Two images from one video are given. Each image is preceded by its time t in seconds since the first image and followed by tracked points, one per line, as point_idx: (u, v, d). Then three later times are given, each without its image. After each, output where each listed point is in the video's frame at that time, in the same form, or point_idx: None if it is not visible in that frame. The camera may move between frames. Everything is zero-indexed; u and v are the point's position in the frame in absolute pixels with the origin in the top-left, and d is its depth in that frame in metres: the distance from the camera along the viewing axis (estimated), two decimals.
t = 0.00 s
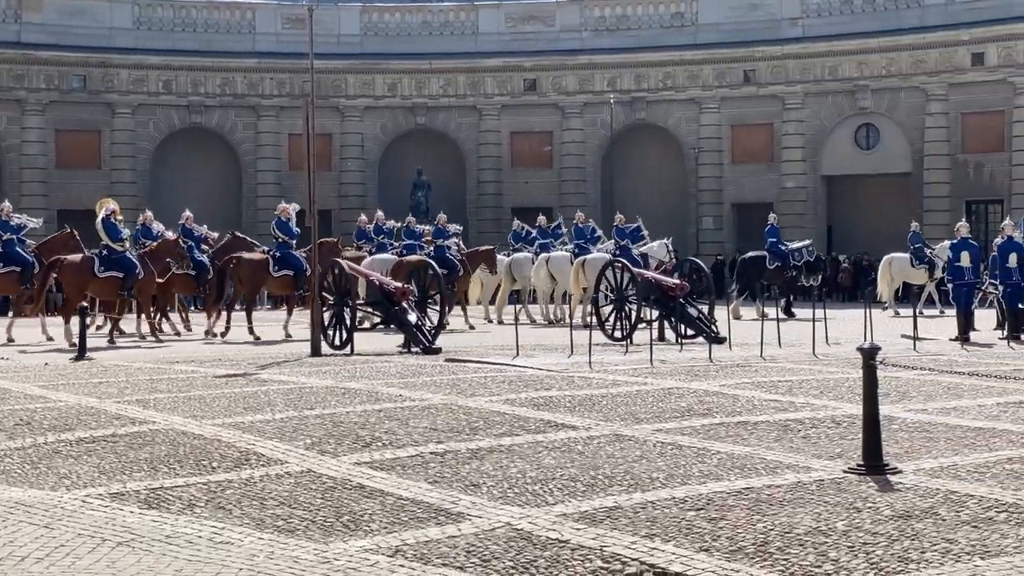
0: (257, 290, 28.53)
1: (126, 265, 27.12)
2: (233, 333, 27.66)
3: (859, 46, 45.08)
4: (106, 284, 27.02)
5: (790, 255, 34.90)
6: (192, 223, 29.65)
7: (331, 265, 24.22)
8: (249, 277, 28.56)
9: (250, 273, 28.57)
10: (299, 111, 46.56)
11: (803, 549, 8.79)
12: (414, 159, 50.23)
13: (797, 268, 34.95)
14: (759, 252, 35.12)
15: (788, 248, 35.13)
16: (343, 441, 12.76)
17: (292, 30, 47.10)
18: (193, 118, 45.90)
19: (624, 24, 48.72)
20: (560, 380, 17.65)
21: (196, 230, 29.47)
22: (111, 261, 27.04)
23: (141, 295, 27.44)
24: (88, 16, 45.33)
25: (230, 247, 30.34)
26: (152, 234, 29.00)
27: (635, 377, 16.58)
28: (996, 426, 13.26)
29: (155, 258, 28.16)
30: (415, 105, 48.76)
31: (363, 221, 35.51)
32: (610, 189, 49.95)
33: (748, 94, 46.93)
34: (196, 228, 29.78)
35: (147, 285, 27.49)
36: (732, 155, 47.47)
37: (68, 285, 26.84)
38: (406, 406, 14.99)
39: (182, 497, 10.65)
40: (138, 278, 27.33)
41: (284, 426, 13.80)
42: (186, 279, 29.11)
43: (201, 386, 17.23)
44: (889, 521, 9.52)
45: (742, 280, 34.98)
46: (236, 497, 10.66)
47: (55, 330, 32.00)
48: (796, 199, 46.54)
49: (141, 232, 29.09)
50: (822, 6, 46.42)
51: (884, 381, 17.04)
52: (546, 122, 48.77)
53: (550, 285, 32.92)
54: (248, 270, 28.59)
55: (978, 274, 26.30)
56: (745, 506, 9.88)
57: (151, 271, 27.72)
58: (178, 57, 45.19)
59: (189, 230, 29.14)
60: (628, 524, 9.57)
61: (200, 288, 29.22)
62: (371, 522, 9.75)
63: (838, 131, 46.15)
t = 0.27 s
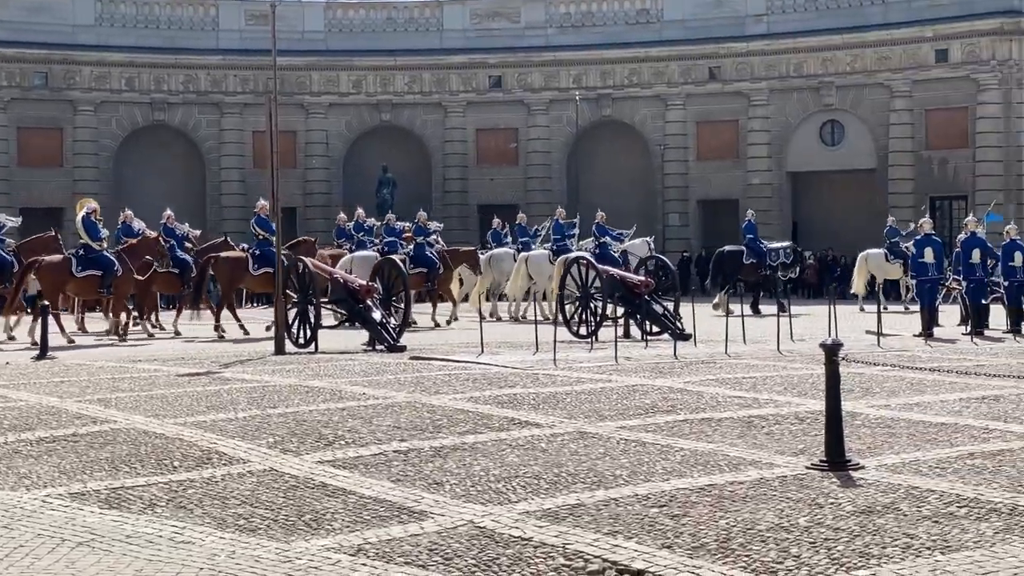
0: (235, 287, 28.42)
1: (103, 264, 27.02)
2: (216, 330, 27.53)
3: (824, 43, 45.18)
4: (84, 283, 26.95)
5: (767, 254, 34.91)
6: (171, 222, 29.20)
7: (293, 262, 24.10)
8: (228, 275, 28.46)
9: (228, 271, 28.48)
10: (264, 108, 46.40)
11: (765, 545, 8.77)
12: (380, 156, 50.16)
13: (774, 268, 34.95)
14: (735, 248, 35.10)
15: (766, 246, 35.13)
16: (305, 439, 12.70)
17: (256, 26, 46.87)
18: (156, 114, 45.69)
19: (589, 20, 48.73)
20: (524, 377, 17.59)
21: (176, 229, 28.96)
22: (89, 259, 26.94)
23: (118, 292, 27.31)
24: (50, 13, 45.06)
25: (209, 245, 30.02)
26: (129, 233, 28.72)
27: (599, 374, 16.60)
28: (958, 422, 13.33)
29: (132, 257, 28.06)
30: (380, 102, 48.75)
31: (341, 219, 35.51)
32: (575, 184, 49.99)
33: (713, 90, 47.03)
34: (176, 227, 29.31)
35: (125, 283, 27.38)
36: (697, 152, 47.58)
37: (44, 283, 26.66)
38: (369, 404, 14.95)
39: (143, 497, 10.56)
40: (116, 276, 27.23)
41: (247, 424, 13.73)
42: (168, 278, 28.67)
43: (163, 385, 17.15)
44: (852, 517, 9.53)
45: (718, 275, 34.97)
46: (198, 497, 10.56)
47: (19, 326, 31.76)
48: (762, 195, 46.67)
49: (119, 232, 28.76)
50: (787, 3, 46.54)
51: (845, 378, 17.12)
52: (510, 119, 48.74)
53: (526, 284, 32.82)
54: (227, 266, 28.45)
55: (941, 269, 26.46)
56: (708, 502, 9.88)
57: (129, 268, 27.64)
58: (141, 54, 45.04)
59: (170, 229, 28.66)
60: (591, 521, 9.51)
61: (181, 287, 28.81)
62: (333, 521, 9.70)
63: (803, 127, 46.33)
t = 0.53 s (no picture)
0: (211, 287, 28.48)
1: (80, 262, 26.89)
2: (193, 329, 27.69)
3: (787, 40, 45.33)
4: (62, 282, 26.77)
5: (742, 249, 35.44)
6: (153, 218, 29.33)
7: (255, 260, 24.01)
8: (203, 273, 28.47)
9: (205, 269, 28.48)
10: (226, 106, 46.22)
11: (723, 541, 8.81)
12: (344, 154, 50.13)
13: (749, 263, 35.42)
14: (712, 244, 35.77)
15: (742, 242, 35.68)
16: (266, 438, 12.66)
17: (219, 24, 46.54)
18: (119, 113, 45.47)
19: (553, 18, 48.74)
20: (487, 374, 17.60)
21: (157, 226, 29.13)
22: (66, 257, 26.79)
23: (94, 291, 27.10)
24: (11, 10, 44.75)
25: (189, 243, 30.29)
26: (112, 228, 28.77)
27: (561, 371, 16.63)
28: (916, 417, 13.43)
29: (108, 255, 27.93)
30: (344, 99, 48.75)
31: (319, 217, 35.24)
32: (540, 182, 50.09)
33: (676, 88, 47.16)
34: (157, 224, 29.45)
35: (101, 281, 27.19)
36: (661, 149, 47.71)
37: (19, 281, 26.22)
38: (331, 402, 14.93)
39: (103, 497, 10.50)
40: (93, 274, 27.08)
41: (208, 423, 13.68)
42: (150, 275, 28.79)
43: (124, 384, 17.08)
44: (810, 513, 9.58)
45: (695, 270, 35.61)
46: (158, 496, 10.52)
47: None
48: (726, 191, 46.82)
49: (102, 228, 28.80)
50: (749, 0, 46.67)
51: (805, 374, 17.21)
52: (473, 117, 48.74)
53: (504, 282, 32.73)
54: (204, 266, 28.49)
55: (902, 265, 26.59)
56: (668, 498, 9.91)
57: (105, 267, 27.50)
58: (103, 51, 44.77)
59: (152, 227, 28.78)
60: (550, 518, 9.52)
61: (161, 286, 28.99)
62: (293, 519, 9.69)
63: (766, 124, 46.49)
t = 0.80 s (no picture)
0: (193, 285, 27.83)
1: (57, 261, 26.71)
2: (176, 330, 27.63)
3: (751, 39, 45.51)
4: (39, 281, 26.59)
5: (719, 246, 35.49)
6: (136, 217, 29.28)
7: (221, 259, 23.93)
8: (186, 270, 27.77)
9: (187, 267, 27.78)
10: (190, 104, 46.07)
11: (686, 537, 8.85)
12: (309, 152, 50.03)
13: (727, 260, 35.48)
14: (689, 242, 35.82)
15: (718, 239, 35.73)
16: (230, 438, 12.63)
17: (183, 22, 46.34)
18: (82, 111, 45.23)
19: (518, 17, 48.80)
20: (453, 373, 17.61)
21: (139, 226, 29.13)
22: (43, 257, 26.63)
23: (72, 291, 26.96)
24: None
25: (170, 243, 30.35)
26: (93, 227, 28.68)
27: (526, 369, 16.65)
28: (879, 413, 13.51)
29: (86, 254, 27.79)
30: (309, 98, 48.67)
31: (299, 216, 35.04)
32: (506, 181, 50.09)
33: (642, 86, 47.29)
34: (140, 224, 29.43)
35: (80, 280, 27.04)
36: (626, 147, 47.81)
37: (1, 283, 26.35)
38: (296, 401, 14.90)
39: (65, 498, 10.46)
40: (70, 274, 26.90)
41: (171, 423, 13.64)
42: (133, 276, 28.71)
43: (87, 384, 16.98)
44: (774, 509, 9.62)
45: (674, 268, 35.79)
46: (120, 496, 10.48)
47: None
48: (690, 189, 46.95)
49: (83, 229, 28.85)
50: None
51: (770, 371, 17.29)
52: (439, 115, 48.74)
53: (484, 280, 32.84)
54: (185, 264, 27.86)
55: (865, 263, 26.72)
56: (632, 496, 9.94)
57: (82, 267, 27.31)
58: (66, 50, 44.50)
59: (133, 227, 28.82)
60: (516, 516, 9.52)
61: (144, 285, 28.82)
62: (257, 519, 9.67)
63: (730, 122, 46.66)
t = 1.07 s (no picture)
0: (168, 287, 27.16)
1: (34, 263, 26.71)
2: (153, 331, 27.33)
3: (714, 38, 45.67)
4: (15, 282, 26.65)
5: (697, 245, 35.85)
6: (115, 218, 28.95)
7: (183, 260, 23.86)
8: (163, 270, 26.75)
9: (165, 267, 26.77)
10: (152, 104, 45.86)
11: (655, 536, 8.86)
12: (272, 151, 49.85)
13: (705, 259, 35.83)
14: (668, 241, 36.22)
15: (697, 237, 36.09)
16: (195, 439, 12.56)
17: (144, 21, 46.08)
18: (42, 110, 44.94)
19: (481, 16, 48.79)
20: (418, 372, 17.59)
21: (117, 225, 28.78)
22: (19, 258, 26.67)
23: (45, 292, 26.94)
24: None
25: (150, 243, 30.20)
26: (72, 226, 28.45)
27: (491, 368, 16.64)
28: (843, 410, 13.58)
29: (62, 254, 27.79)
30: (272, 97, 48.50)
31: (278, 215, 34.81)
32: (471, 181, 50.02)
33: (606, 85, 47.40)
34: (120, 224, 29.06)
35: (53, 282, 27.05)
36: (590, 146, 47.89)
37: None
38: (261, 402, 14.84)
39: (27, 500, 10.40)
40: (45, 275, 26.86)
41: (135, 424, 13.58)
42: (110, 275, 28.53)
43: (50, 385, 16.88)
44: (740, 507, 9.65)
45: (653, 266, 36.20)
46: (83, 498, 10.43)
47: None
48: (654, 188, 47.09)
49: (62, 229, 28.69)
50: None
51: (735, 369, 17.35)
52: (404, 114, 48.70)
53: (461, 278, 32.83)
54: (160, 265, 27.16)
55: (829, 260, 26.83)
56: (599, 494, 9.95)
57: (59, 267, 27.30)
58: (26, 49, 44.17)
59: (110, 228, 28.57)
60: (482, 515, 9.51)
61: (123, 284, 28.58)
62: (223, 520, 9.63)
63: (693, 121, 46.80)
